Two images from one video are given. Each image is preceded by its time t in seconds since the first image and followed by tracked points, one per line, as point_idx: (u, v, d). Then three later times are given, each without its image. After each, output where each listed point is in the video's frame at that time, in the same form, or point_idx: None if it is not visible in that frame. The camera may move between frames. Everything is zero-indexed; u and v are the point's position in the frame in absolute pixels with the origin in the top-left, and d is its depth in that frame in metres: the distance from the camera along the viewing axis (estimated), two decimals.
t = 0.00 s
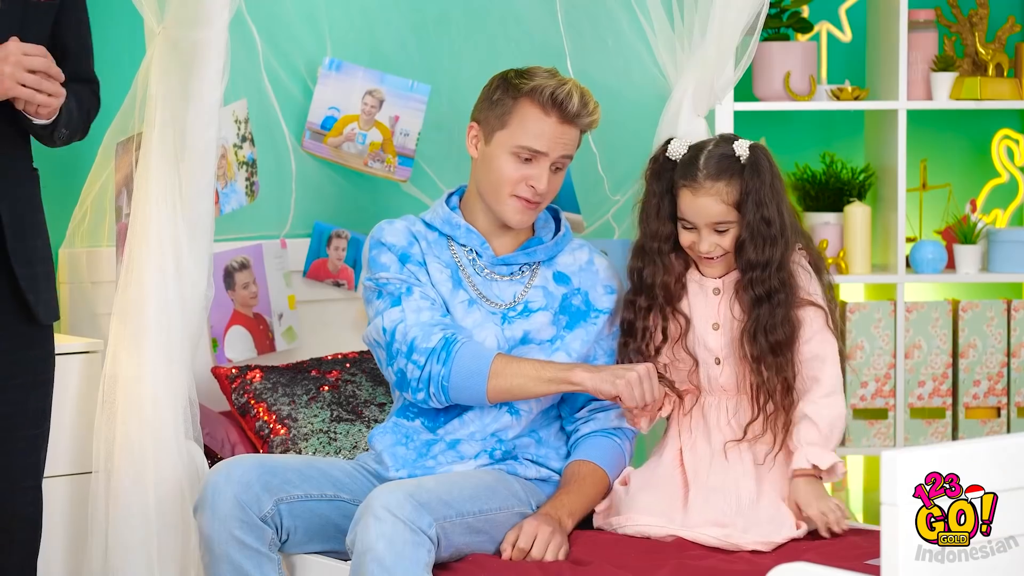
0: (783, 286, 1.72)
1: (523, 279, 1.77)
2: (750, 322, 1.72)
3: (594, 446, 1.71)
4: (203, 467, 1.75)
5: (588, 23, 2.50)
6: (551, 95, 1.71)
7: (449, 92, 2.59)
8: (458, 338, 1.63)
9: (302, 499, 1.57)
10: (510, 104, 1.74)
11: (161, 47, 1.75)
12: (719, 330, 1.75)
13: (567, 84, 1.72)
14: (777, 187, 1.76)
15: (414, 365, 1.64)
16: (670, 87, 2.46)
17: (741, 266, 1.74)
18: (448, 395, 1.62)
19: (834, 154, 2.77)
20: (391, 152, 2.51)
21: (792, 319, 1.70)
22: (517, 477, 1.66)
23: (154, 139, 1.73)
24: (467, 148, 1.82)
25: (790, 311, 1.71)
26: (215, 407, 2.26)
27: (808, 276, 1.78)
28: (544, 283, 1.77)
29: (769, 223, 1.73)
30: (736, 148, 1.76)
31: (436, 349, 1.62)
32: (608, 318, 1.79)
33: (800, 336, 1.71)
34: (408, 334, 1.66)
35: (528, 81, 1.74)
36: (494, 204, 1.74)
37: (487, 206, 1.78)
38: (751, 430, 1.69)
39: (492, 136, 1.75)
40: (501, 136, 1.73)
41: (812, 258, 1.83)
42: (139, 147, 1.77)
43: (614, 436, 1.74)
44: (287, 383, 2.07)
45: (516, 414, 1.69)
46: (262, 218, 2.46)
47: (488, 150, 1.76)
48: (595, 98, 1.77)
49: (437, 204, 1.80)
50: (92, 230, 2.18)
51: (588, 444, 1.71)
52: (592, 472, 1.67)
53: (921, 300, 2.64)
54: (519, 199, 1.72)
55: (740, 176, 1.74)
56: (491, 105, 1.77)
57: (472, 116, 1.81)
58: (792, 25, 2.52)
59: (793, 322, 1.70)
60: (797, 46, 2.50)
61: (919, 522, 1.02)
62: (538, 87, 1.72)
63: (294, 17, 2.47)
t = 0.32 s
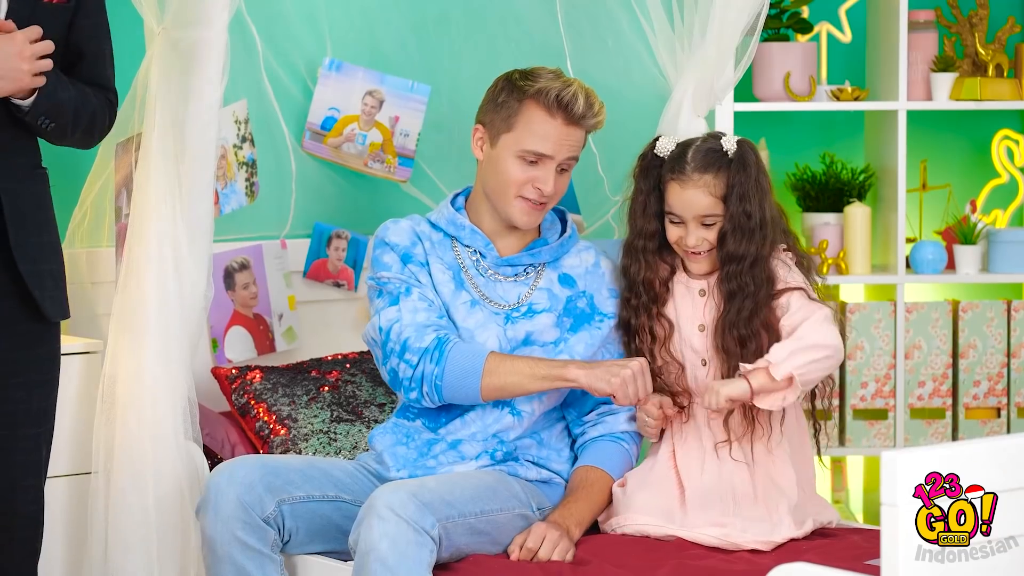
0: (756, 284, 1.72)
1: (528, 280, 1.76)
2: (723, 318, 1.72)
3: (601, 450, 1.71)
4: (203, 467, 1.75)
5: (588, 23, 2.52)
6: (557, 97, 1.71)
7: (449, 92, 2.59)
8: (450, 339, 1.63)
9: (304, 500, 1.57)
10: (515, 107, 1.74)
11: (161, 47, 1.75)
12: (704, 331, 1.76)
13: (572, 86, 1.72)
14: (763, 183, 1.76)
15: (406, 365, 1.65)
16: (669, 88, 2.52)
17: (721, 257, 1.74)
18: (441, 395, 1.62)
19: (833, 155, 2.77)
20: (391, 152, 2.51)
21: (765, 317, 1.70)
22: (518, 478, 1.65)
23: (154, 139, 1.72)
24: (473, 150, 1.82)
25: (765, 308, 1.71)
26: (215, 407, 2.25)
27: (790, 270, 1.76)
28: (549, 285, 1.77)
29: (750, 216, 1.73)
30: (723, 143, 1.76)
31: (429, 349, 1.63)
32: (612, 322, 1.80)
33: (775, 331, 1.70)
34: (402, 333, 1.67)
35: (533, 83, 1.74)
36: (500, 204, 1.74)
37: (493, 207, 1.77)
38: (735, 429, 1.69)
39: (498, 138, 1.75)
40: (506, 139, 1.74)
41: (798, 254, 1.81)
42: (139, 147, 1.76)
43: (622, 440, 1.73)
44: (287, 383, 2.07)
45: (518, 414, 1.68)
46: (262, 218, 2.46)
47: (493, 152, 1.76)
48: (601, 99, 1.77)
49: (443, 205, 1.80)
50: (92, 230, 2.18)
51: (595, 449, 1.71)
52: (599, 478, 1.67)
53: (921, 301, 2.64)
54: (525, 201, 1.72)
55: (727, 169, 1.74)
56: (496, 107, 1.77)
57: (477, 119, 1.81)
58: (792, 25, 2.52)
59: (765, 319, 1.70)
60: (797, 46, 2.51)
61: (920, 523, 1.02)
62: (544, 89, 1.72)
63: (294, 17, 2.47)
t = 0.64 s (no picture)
0: (735, 284, 1.72)
1: (532, 280, 1.76)
2: (705, 313, 1.75)
3: (603, 451, 1.70)
4: (203, 467, 1.76)
5: (588, 23, 2.52)
6: (560, 98, 1.71)
7: (449, 92, 2.59)
8: (454, 343, 1.63)
9: (305, 500, 1.57)
10: (518, 108, 1.74)
11: (161, 47, 1.75)
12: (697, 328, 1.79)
13: (574, 87, 1.72)
14: (756, 183, 1.75)
15: (408, 365, 1.65)
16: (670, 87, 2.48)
17: (708, 253, 1.75)
18: (441, 398, 1.62)
19: (833, 154, 2.77)
20: (391, 152, 2.51)
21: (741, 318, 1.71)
22: (519, 478, 1.65)
23: (154, 139, 1.72)
24: (476, 151, 1.82)
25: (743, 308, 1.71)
26: (215, 407, 2.25)
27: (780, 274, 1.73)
28: (552, 284, 1.77)
29: (737, 215, 1.72)
30: (724, 141, 1.76)
31: (432, 351, 1.62)
32: (616, 322, 1.79)
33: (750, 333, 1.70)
34: (405, 334, 1.66)
35: (535, 84, 1.74)
36: (504, 204, 1.74)
37: (497, 208, 1.77)
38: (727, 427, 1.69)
39: (500, 139, 1.75)
40: (509, 141, 1.73)
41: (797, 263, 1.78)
42: (139, 147, 1.76)
43: (622, 441, 1.74)
44: (287, 383, 2.07)
45: (520, 416, 1.68)
46: (262, 218, 2.46)
47: (496, 154, 1.75)
48: (604, 100, 1.77)
49: (447, 204, 1.80)
50: (92, 230, 2.19)
51: (597, 450, 1.71)
52: (600, 480, 1.66)
53: (921, 301, 2.65)
54: (527, 202, 1.72)
55: (723, 168, 1.74)
56: (499, 108, 1.76)
57: (480, 120, 1.81)
58: (792, 25, 2.52)
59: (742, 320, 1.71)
60: (797, 46, 2.51)
61: (920, 522, 1.02)
62: (547, 91, 1.72)
63: (294, 17, 2.47)
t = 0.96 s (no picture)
0: (766, 284, 1.72)
1: (521, 275, 1.76)
2: (730, 314, 1.74)
3: (599, 445, 1.68)
4: (203, 468, 1.75)
5: (588, 23, 2.52)
6: (537, 96, 1.71)
7: (449, 92, 2.59)
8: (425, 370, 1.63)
9: (304, 500, 1.57)
10: (496, 109, 1.74)
11: (161, 47, 1.75)
12: (710, 326, 1.78)
13: (551, 84, 1.72)
14: (765, 178, 1.76)
15: (393, 407, 1.67)
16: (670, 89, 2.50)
17: (728, 256, 1.75)
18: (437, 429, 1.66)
19: (833, 154, 2.77)
20: (391, 152, 2.51)
21: (772, 317, 1.71)
22: (519, 476, 1.64)
23: (154, 137, 1.72)
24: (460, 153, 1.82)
25: (771, 305, 1.72)
26: (215, 407, 2.25)
27: (797, 278, 1.76)
28: (542, 278, 1.76)
29: (756, 215, 1.73)
30: (728, 142, 1.76)
31: (409, 392, 1.64)
32: (609, 310, 1.78)
33: (780, 335, 1.71)
34: (382, 369, 1.68)
35: (512, 84, 1.73)
36: (489, 208, 1.74)
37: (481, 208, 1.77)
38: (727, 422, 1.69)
39: (482, 142, 1.75)
40: (491, 143, 1.73)
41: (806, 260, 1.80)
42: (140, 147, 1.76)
43: (618, 431, 1.71)
44: (287, 383, 2.07)
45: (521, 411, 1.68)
46: (262, 218, 2.46)
47: (479, 156, 1.75)
48: (582, 94, 1.76)
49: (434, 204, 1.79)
50: (91, 230, 2.19)
51: (593, 442, 1.69)
52: (597, 474, 1.65)
53: (921, 300, 2.65)
54: (514, 204, 1.72)
55: (729, 168, 1.74)
56: (479, 110, 1.77)
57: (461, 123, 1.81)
58: (792, 25, 2.52)
59: (772, 318, 1.71)
60: (798, 46, 2.51)
61: (919, 522, 1.02)
62: (524, 90, 1.71)
63: (294, 17, 2.47)
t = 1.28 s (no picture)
0: (749, 281, 1.72)
1: (522, 274, 1.77)
2: (721, 308, 1.73)
3: (589, 442, 1.70)
4: (203, 467, 1.76)
5: (588, 23, 2.51)
6: (544, 105, 1.70)
7: (449, 93, 2.59)
8: (455, 385, 1.61)
9: (303, 502, 1.57)
10: (501, 120, 1.73)
11: (161, 47, 1.75)
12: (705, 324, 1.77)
13: (555, 91, 1.72)
14: (766, 176, 1.75)
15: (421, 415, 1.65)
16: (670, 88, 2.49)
17: (720, 251, 1.74)
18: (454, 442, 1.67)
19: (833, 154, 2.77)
20: (391, 152, 2.51)
21: (756, 313, 1.70)
22: (519, 472, 1.65)
23: (154, 138, 1.72)
24: (462, 164, 1.79)
25: (760, 301, 1.71)
26: (215, 407, 2.25)
27: (790, 275, 1.74)
28: (541, 276, 1.78)
29: (751, 211, 1.72)
30: (729, 140, 1.76)
31: (438, 405, 1.62)
32: (602, 305, 1.81)
33: (763, 330, 1.70)
34: (411, 378, 1.66)
35: (515, 94, 1.73)
36: (494, 221, 1.74)
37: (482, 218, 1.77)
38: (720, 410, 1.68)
39: (489, 153, 1.74)
40: (498, 154, 1.72)
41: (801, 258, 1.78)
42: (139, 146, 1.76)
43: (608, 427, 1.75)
44: (287, 383, 2.07)
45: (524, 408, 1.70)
46: (262, 218, 2.46)
47: (484, 168, 1.74)
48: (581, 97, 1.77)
49: (432, 207, 1.79)
50: (91, 230, 2.19)
51: (582, 440, 1.71)
52: (586, 468, 1.66)
53: (921, 300, 2.65)
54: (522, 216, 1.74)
55: (731, 165, 1.73)
56: (483, 123, 1.75)
57: (463, 136, 1.79)
58: (792, 25, 2.52)
59: (759, 314, 1.70)
60: (798, 46, 2.51)
61: (920, 523, 1.02)
62: (530, 100, 1.71)
63: (294, 17, 2.47)
